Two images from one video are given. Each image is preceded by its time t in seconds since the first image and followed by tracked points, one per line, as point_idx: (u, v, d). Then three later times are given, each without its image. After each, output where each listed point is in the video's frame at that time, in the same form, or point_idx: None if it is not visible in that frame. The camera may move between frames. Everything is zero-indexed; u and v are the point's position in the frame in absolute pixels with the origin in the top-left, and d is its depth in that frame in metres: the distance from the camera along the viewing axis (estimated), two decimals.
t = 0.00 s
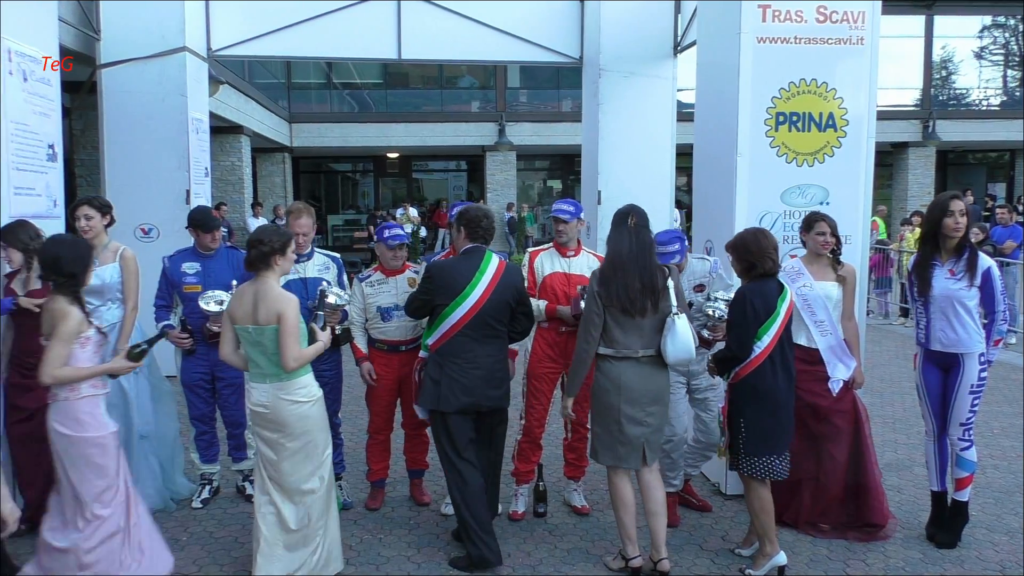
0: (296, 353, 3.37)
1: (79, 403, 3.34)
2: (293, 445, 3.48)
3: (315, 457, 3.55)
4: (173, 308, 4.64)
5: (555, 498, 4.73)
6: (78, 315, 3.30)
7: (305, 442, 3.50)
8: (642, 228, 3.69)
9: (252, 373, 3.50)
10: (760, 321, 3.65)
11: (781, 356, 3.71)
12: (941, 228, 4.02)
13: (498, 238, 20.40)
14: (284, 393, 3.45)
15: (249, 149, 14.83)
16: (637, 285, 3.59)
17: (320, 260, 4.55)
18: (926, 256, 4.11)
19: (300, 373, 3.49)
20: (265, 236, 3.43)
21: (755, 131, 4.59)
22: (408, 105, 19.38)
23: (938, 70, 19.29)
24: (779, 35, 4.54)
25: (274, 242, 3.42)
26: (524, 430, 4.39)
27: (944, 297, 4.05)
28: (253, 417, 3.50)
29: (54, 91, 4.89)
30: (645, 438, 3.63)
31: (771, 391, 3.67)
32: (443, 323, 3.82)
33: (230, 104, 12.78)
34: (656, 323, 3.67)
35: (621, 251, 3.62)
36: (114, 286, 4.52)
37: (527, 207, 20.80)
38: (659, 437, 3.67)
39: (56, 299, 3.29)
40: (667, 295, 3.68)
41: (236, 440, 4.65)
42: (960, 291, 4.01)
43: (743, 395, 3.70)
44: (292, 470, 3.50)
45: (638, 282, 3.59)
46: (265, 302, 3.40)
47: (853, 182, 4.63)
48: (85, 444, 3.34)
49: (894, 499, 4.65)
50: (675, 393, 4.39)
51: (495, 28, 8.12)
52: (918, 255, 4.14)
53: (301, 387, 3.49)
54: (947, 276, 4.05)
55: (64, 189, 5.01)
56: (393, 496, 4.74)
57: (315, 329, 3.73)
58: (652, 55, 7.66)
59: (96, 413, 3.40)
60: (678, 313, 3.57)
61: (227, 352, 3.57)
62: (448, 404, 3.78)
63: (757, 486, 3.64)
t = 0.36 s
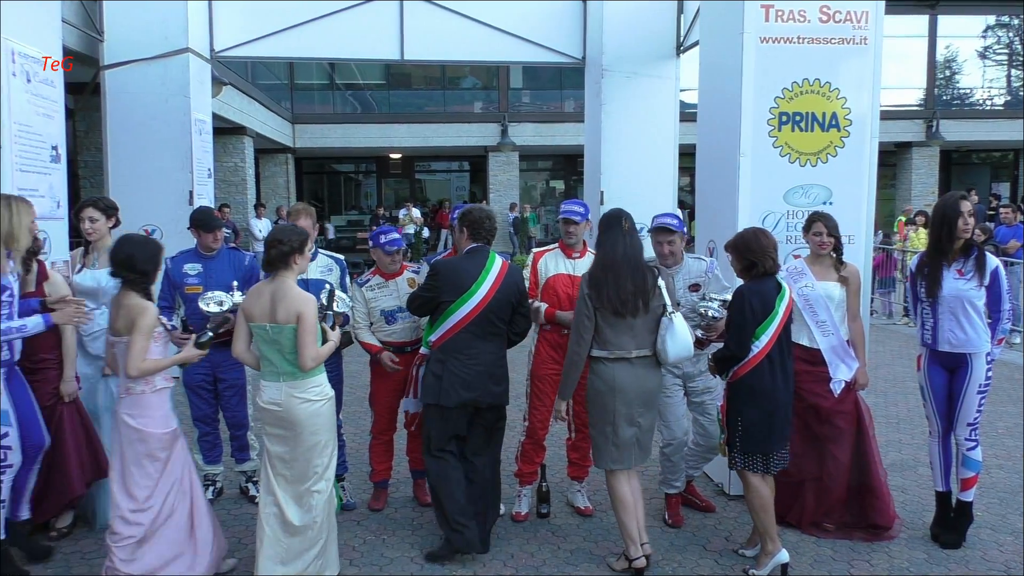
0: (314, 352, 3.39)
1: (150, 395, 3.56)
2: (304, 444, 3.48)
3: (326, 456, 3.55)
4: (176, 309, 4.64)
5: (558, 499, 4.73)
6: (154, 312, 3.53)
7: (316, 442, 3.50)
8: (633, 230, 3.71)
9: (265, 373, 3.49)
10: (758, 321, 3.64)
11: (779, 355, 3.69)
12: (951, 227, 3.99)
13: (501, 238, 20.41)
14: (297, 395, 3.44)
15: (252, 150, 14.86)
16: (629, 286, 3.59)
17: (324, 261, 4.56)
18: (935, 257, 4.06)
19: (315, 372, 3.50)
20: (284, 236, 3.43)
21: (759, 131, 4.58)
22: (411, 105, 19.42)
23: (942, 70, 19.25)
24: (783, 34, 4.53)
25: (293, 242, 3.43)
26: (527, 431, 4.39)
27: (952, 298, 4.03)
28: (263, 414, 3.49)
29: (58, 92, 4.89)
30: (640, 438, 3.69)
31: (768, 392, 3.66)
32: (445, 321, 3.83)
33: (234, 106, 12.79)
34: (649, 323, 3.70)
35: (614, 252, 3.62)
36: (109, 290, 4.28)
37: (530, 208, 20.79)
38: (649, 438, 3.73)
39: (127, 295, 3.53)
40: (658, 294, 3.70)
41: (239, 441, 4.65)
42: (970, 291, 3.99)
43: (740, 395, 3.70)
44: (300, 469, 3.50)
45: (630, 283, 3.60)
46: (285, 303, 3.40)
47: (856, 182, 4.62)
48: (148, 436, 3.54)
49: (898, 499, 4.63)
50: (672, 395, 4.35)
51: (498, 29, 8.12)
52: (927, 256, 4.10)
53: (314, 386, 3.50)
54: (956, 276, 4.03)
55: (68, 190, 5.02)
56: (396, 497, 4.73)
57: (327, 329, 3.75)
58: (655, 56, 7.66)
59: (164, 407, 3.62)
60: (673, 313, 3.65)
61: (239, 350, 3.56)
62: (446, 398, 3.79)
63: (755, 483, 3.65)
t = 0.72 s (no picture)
0: (314, 354, 3.42)
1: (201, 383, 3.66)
2: (295, 445, 3.46)
3: (319, 458, 3.54)
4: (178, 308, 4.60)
5: (561, 499, 4.72)
6: (202, 304, 3.58)
7: (308, 442, 3.48)
8: (622, 230, 3.72)
9: (256, 373, 3.45)
10: (754, 321, 3.65)
11: (777, 356, 3.71)
12: (950, 228, 3.98)
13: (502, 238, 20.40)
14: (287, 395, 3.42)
15: (254, 150, 14.89)
16: (621, 285, 3.60)
17: (327, 262, 4.56)
18: (933, 257, 4.08)
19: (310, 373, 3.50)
20: (289, 241, 3.46)
21: (761, 131, 4.57)
22: (413, 106, 19.47)
23: (943, 70, 19.25)
24: (785, 34, 4.53)
25: (294, 250, 3.45)
26: (531, 431, 4.38)
27: (952, 298, 4.03)
28: (253, 416, 3.45)
29: (60, 93, 4.90)
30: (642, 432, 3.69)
31: (765, 392, 3.66)
32: (449, 319, 3.84)
33: (235, 106, 12.79)
34: (640, 321, 3.70)
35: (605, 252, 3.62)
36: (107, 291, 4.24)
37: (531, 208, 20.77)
38: (651, 430, 3.73)
39: (177, 287, 3.59)
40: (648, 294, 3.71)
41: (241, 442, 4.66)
42: (969, 292, 3.99)
43: (735, 395, 3.71)
44: (293, 471, 3.49)
45: (622, 282, 3.61)
46: (288, 303, 3.40)
47: (858, 182, 4.61)
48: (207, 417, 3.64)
49: (901, 499, 4.62)
50: (671, 391, 4.34)
51: (499, 29, 8.15)
52: (927, 256, 4.12)
53: (309, 386, 3.49)
54: (955, 276, 4.03)
55: (70, 191, 5.03)
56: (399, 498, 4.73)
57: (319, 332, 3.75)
58: (657, 57, 7.66)
59: (215, 391, 3.71)
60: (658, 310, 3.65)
61: (228, 354, 3.48)
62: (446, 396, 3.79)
63: (739, 484, 3.65)
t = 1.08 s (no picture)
0: (296, 355, 3.42)
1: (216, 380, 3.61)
2: (281, 449, 3.47)
3: (305, 461, 3.54)
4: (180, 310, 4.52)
5: (563, 501, 4.72)
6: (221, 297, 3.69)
7: (294, 446, 3.48)
8: (611, 230, 3.73)
9: (239, 374, 3.45)
10: (740, 324, 3.64)
11: (763, 358, 3.68)
12: (955, 231, 3.98)
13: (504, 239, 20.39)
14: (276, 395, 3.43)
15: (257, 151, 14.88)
16: (607, 286, 3.63)
17: (333, 262, 4.56)
18: (937, 259, 4.08)
19: (292, 376, 3.49)
20: (276, 240, 3.45)
21: (764, 133, 4.57)
22: (415, 106, 19.52)
23: (946, 71, 19.24)
24: (789, 36, 4.53)
25: (279, 250, 3.44)
26: (535, 432, 4.37)
27: (956, 300, 4.03)
28: (235, 418, 3.45)
29: (65, 93, 4.91)
30: (620, 431, 3.71)
31: (752, 394, 3.65)
32: (443, 320, 3.83)
33: (238, 106, 12.81)
34: (623, 322, 3.73)
35: (591, 252, 3.65)
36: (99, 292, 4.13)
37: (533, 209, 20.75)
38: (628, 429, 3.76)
39: (203, 284, 3.70)
40: (631, 295, 3.74)
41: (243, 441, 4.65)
42: (973, 294, 3.99)
43: (721, 397, 3.69)
44: (282, 474, 3.49)
45: (608, 282, 3.64)
46: (269, 305, 3.42)
47: (862, 184, 4.61)
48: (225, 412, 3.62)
49: (903, 501, 4.62)
50: (680, 387, 4.36)
51: (502, 30, 8.16)
52: (932, 258, 4.12)
53: (291, 390, 3.48)
54: (959, 278, 4.03)
55: (74, 191, 5.04)
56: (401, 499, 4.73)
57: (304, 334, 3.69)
58: (660, 58, 7.67)
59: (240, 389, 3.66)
60: (644, 313, 3.69)
61: (216, 357, 3.47)
62: (442, 398, 3.81)
63: (722, 485, 3.65)
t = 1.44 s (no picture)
0: (282, 356, 3.37)
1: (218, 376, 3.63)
2: (278, 447, 3.46)
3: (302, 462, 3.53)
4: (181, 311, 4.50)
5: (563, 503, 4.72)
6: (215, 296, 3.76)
7: (292, 444, 3.48)
8: (595, 230, 3.73)
9: (236, 375, 3.45)
10: (723, 329, 3.66)
11: (750, 362, 3.68)
12: (963, 238, 3.98)
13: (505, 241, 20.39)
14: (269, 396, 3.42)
15: (260, 152, 14.90)
16: (589, 286, 3.65)
17: (333, 264, 4.57)
18: (944, 267, 4.06)
19: (281, 377, 3.45)
20: (265, 240, 3.43)
21: (766, 137, 4.58)
22: (418, 108, 19.56)
23: (949, 77, 19.24)
24: (791, 40, 4.54)
25: (270, 246, 3.42)
26: (535, 434, 4.37)
27: (963, 307, 4.02)
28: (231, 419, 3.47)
29: (68, 92, 4.93)
30: (597, 432, 3.75)
31: (737, 400, 3.66)
32: (414, 325, 3.82)
33: (241, 106, 12.83)
34: (608, 322, 3.77)
35: (573, 253, 3.69)
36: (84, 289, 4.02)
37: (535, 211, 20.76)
38: (612, 429, 3.80)
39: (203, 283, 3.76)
40: (617, 294, 3.77)
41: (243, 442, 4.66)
42: (980, 301, 4.00)
43: (709, 402, 3.70)
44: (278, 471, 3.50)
45: (590, 282, 3.66)
46: (258, 304, 3.39)
47: (864, 189, 4.61)
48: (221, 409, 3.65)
49: (903, 506, 4.61)
50: (683, 390, 4.36)
51: (505, 32, 8.17)
52: (937, 264, 4.10)
53: (283, 392, 3.46)
54: (966, 285, 4.03)
55: (77, 189, 5.05)
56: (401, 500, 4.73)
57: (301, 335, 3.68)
58: (663, 61, 7.67)
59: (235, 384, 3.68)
60: (632, 313, 3.76)
61: (211, 355, 3.50)
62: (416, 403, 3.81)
63: (726, 498, 3.62)
